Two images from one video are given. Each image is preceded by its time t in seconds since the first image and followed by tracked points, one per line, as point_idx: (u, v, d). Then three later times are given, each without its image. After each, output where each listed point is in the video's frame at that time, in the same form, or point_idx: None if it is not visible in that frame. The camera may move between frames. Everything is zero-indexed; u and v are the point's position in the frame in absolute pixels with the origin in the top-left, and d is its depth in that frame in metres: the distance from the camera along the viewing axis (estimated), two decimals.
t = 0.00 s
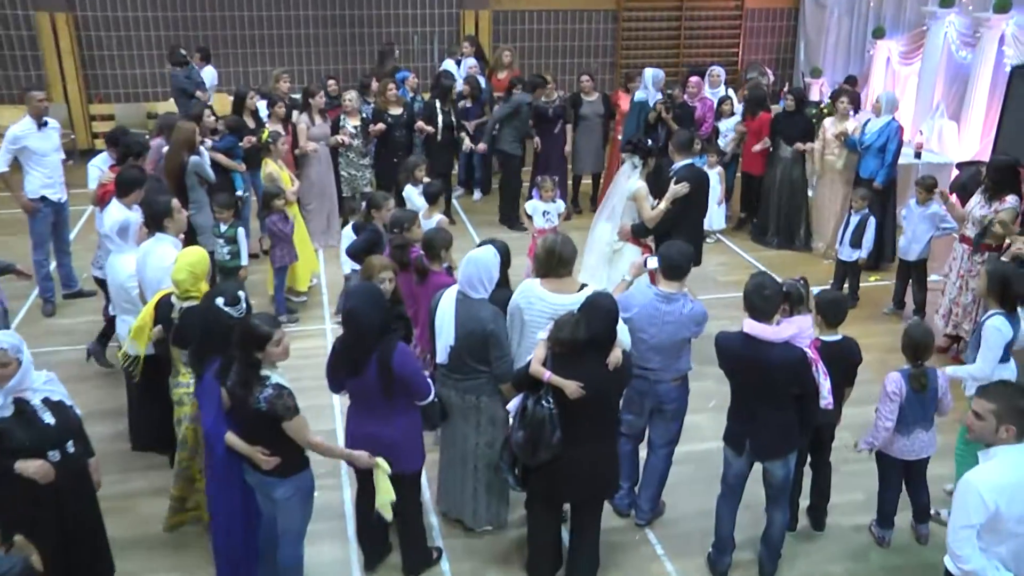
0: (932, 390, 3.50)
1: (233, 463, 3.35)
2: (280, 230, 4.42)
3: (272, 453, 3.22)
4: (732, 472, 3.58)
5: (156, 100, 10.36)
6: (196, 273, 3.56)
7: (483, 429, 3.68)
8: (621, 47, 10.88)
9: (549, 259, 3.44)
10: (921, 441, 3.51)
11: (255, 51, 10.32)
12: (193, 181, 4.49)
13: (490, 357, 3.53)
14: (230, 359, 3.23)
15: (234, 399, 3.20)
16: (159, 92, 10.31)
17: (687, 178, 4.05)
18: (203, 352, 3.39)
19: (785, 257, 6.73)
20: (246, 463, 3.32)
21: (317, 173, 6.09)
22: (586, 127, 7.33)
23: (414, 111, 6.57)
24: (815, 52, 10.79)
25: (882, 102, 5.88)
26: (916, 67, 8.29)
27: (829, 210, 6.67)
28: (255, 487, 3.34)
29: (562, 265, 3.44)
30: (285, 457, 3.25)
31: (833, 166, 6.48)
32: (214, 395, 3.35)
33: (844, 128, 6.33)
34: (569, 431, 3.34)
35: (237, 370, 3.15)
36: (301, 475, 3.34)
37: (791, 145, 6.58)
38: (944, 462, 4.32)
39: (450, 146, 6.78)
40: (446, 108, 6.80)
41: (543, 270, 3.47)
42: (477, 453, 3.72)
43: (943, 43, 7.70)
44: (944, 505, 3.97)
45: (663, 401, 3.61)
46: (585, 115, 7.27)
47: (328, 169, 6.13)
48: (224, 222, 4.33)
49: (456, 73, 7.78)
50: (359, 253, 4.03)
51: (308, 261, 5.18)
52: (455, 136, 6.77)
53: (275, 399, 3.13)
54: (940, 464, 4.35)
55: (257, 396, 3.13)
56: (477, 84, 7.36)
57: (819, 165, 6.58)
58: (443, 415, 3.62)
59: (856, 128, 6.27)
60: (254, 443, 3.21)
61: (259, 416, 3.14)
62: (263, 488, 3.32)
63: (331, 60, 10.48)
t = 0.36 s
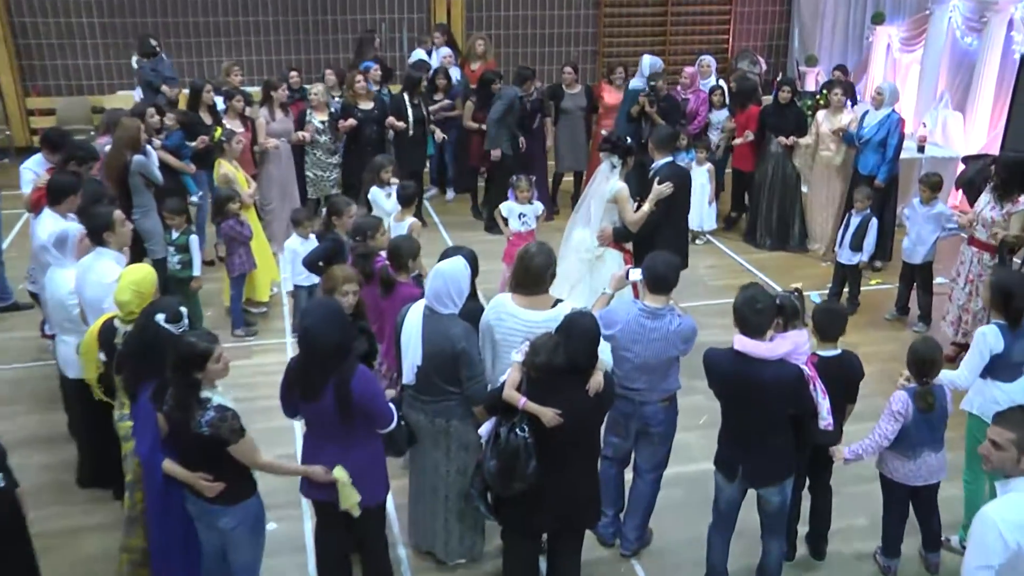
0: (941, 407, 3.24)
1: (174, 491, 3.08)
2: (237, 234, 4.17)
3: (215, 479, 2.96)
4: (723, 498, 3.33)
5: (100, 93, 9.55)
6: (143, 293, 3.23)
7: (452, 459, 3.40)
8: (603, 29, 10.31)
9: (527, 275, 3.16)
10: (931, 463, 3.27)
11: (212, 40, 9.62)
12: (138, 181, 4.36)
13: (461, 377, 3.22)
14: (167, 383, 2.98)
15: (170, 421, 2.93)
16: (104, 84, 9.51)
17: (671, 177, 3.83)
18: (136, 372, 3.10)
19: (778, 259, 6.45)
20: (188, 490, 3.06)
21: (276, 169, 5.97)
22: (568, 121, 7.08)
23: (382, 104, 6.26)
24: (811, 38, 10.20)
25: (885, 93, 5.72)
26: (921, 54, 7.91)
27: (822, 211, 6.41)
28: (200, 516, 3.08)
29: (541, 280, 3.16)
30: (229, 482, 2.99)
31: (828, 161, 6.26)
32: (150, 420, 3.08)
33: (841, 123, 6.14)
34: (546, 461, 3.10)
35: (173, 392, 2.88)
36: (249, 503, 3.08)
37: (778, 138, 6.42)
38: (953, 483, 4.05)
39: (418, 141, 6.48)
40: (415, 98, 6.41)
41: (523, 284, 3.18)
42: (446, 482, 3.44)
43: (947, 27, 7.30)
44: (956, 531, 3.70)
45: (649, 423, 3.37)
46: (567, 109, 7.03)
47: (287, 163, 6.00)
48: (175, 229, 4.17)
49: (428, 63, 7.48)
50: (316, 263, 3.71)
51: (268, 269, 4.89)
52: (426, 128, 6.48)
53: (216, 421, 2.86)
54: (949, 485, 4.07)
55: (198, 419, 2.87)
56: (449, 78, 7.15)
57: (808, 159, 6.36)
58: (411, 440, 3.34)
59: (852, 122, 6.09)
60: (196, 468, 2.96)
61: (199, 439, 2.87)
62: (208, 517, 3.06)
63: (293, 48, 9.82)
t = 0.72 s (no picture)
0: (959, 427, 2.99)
1: (111, 531, 2.75)
2: (188, 242, 4.26)
3: (157, 517, 2.60)
4: (716, 529, 3.06)
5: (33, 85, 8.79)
6: (66, 307, 2.95)
7: (420, 489, 3.02)
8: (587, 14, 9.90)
9: (502, 292, 2.90)
10: (950, 485, 3.03)
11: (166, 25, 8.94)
12: (84, 184, 4.40)
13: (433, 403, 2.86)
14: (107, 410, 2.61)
15: (107, 453, 2.56)
16: (40, 74, 8.77)
17: (653, 177, 3.62)
18: (71, 400, 2.77)
19: (778, 263, 6.18)
20: (129, 531, 2.69)
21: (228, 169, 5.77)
22: (540, 114, 6.76)
23: (348, 99, 6.04)
24: (809, 21, 9.86)
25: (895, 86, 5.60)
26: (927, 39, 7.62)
27: (827, 210, 6.21)
28: (140, 560, 2.73)
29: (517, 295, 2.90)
30: (174, 523, 2.63)
31: (839, 159, 6.04)
32: (86, 450, 2.72)
33: (851, 120, 5.91)
34: (524, 493, 2.83)
35: (111, 420, 2.53)
36: (195, 544, 2.72)
37: (791, 135, 6.07)
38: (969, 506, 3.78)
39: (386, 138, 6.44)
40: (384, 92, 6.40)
41: (504, 298, 2.90)
42: (412, 515, 3.06)
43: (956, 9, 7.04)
44: (973, 561, 3.44)
45: (634, 447, 3.08)
46: (540, 101, 6.73)
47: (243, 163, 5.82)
48: (122, 236, 4.11)
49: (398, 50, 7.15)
50: (274, 273, 3.47)
51: (223, 278, 4.83)
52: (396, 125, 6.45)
53: (159, 452, 2.50)
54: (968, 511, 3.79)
55: (139, 448, 2.52)
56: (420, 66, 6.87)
57: (818, 156, 6.14)
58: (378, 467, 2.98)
59: (861, 119, 5.89)
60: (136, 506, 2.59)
61: (142, 471, 2.52)
62: (150, 560, 2.70)
63: (251, 33, 9.15)
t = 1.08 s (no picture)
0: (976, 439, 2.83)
1: None
2: (142, 250, 4.16)
3: (111, 560, 2.40)
4: (706, 557, 2.87)
5: None
6: None
7: (386, 519, 2.82)
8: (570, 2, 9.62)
9: (461, 306, 2.73)
10: (967, 500, 2.88)
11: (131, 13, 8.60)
12: (42, 189, 4.22)
13: (397, 426, 2.65)
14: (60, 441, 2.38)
15: (57, 491, 2.35)
16: None
17: (637, 177, 3.49)
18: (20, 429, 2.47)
19: (772, 265, 6.01)
20: None
21: (182, 172, 5.58)
22: (514, 110, 6.52)
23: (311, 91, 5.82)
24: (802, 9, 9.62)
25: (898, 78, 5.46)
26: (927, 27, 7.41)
27: (832, 209, 6.05)
28: None
29: (485, 310, 2.71)
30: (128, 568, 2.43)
31: (844, 157, 5.90)
32: (38, 485, 2.44)
33: (853, 116, 5.75)
34: (502, 523, 2.60)
35: (63, 453, 2.32)
36: None
37: (795, 133, 5.87)
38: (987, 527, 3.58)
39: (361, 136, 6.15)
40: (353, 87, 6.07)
41: (462, 315, 2.73)
42: (378, 545, 2.85)
43: None
44: None
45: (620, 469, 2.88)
46: (512, 96, 6.46)
47: (196, 165, 5.62)
48: (73, 243, 3.98)
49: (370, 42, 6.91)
50: (236, 284, 3.27)
51: (182, 288, 4.73)
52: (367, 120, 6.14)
53: (116, 490, 2.31)
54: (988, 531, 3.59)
55: (92, 486, 2.32)
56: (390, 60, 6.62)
57: (825, 156, 6.00)
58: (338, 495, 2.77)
59: (865, 114, 5.72)
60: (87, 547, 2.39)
61: (96, 511, 2.33)
62: None
63: (219, 24, 8.78)
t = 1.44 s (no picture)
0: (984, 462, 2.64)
1: None
2: (97, 263, 4.03)
3: None
4: None
5: None
6: None
7: (355, 549, 2.62)
8: None
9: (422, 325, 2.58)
10: (970, 525, 2.72)
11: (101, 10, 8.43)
12: None
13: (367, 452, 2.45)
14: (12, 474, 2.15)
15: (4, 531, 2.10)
16: None
17: (621, 185, 3.34)
18: None
19: (767, 274, 5.83)
20: None
21: (137, 180, 5.39)
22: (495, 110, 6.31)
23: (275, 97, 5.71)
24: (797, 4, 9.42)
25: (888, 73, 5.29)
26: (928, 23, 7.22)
27: (826, 213, 5.85)
28: None
29: (447, 329, 2.55)
30: None
31: (833, 157, 5.73)
32: None
33: (842, 113, 5.56)
34: (480, 555, 2.40)
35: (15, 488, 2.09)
36: None
37: (783, 133, 5.75)
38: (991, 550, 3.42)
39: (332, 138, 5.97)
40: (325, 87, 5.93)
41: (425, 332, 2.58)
42: None
43: None
44: None
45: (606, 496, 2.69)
46: (493, 97, 6.25)
47: (151, 172, 5.44)
48: (24, 259, 3.87)
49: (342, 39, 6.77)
50: (199, 298, 3.07)
51: (141, 302, 4.64)
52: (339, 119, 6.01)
53: (74, 529, 2.08)
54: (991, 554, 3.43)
55: (47, 525, 2.08)
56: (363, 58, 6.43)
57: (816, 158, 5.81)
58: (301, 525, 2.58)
59: (855, 112, 5.52)
60: None
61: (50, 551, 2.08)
62: None
63: (196, 21, 8.65)
